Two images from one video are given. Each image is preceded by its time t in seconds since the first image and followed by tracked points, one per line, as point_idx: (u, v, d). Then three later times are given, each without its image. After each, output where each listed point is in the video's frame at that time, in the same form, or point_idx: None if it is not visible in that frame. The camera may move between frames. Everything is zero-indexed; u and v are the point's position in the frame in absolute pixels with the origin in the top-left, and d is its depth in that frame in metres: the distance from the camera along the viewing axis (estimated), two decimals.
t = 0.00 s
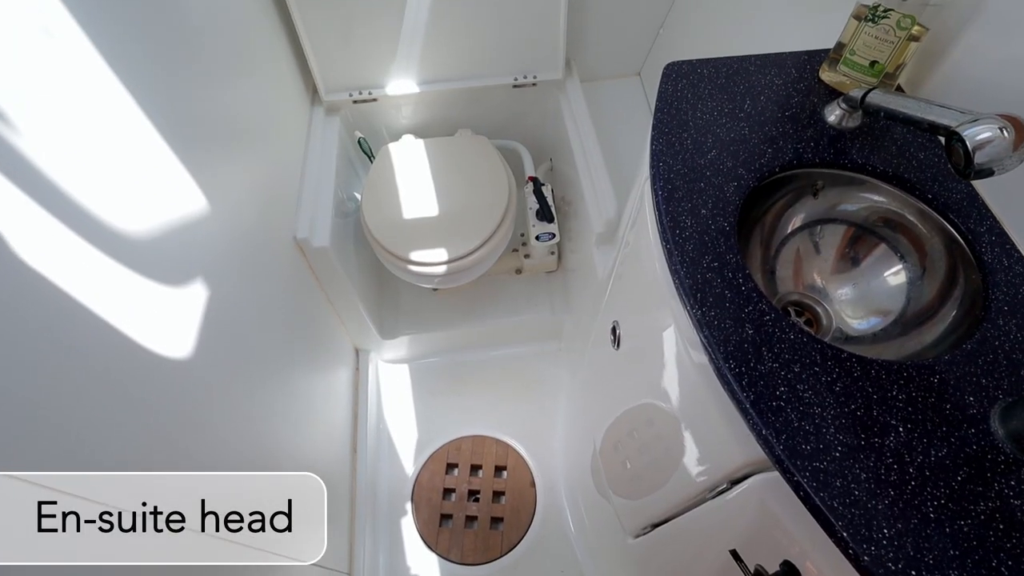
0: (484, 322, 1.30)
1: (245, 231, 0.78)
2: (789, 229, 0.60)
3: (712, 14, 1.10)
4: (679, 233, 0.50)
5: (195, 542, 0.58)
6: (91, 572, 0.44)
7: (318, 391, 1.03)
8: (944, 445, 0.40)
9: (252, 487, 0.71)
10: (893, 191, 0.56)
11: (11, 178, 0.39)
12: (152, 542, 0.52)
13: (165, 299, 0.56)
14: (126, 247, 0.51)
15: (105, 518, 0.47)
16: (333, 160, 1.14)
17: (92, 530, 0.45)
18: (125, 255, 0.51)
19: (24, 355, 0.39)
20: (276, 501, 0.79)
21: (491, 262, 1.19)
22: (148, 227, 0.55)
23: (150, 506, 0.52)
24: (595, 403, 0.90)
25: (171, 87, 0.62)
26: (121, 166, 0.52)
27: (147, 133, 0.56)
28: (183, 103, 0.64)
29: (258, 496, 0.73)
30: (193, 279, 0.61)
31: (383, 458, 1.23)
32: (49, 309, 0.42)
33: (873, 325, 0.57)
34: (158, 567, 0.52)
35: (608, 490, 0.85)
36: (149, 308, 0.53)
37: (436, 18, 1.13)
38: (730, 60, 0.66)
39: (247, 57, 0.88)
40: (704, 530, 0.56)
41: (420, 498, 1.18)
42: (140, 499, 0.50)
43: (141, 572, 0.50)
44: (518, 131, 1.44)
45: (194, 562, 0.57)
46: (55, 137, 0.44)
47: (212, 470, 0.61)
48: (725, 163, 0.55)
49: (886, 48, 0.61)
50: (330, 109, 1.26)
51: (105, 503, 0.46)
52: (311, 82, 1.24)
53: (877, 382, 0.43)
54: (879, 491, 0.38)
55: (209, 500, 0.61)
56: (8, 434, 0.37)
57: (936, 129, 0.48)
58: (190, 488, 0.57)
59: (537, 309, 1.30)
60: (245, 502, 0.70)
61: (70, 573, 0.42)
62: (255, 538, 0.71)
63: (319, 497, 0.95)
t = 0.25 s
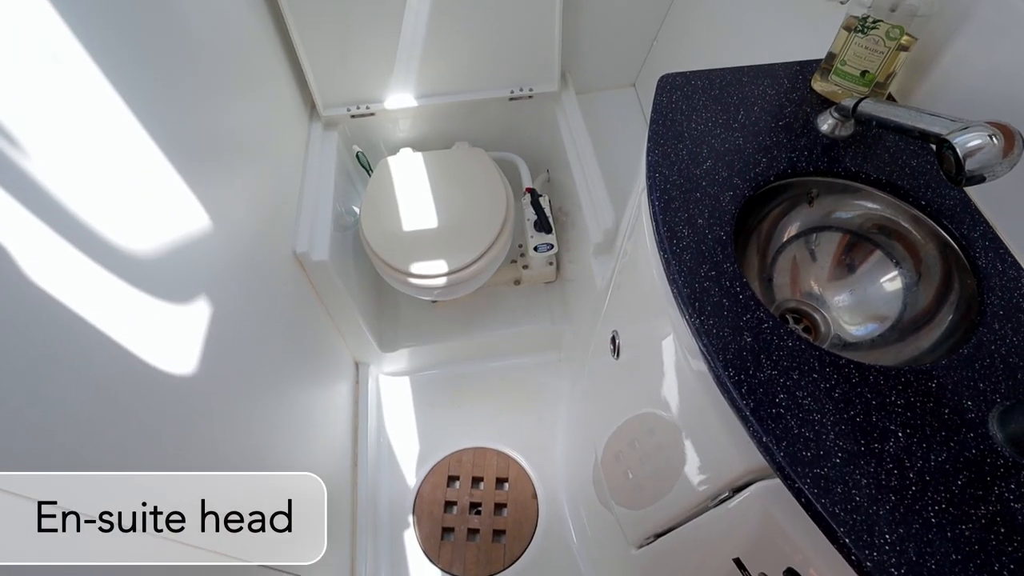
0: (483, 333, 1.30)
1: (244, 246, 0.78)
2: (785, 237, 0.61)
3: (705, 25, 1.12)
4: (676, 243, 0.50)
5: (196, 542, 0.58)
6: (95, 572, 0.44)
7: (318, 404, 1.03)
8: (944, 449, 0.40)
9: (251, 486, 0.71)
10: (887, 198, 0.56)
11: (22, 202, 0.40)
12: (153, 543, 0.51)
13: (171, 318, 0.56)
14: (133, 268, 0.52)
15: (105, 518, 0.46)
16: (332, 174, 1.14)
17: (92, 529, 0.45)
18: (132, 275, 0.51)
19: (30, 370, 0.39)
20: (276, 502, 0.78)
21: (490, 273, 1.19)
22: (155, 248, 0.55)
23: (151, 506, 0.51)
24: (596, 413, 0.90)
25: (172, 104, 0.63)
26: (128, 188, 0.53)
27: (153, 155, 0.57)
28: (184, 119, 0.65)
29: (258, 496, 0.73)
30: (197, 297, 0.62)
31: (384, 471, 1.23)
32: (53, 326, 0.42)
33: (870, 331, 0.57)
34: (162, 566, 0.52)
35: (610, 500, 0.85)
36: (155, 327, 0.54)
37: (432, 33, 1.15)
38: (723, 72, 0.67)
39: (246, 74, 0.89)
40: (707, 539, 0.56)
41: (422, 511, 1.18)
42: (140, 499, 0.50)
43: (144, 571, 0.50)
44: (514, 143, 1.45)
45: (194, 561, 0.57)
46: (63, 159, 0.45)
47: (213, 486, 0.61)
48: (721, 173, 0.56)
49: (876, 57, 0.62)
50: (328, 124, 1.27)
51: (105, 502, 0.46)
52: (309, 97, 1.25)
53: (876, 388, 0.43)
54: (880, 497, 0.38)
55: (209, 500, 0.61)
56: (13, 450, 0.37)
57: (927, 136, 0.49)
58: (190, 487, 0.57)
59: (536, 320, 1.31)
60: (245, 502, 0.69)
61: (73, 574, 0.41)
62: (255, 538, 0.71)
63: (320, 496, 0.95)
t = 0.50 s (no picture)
0: (481, 344, 1.30)
1: (243, 260, 0.78)
2: (779, 245, 0.61)
3: (696, 37, 1.14)
4: (671, 252, 0.51)
5: (194, 542, 0.57)
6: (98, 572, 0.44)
7: (317, 418, 1.02)
8: (941, 453, 0.41)
9: (250, 485, 0.70)
10: (878, 205, 0.57)
11: (29, 222, 0.41)
12: (152, 542, 0.51)
13: (175, 334, 0.57)
14: (138, 286, 0.52)
15: (105, 518, 0.46)
16: (329, 188, 1.15)
17: (92, 529, 0.44)
18: (137, 293, 0.52)
19: (33, 383, 0.39)
20: (275, 501, 0.78)
21: (488, 285, 1.20)
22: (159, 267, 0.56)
23: (150, 506, 0.51)
24: (595, 423, 0.90)
25: (171, 119, 0.64)
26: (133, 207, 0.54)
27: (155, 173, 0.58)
28: (183, 134, 0.66)
29: (258, 495, 0.72)
30: (198, 312, 0.62)
31: (384, 485, 1.22)
32: (56, 341, 0.42)
33: (865, 336, 0.57)
34: (164, 565, 0.52)
35: (610, 509, 0.85)
36: (159, 343, 0.54)
37: (428, 47, 1.16)
38: (715, 83, 0.68)
39: (243, 89, 0.89)
40: (708, 548, 0.56)
41: (422, 524, 1.17)
42: (140, 499, 0.49)
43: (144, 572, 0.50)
44: (510, 155, 1.46)
45: (193, 561, 0.56)
46: (68, 178, 0.46)
47: (211, 501, 0.61)
48: (714, 182, 0.56)
49: (865, 67, 0.63)
50: (325, 138, 1.27)
51: (106, 502, 0.46)
52: (305, 112, 1.26)
53: (872, 393, 0.43)
54: (879, 501, 0.38)
55: (208, 500, 0.60)
56: (16, 464, 0.37)
57: (916, 144, 0.50)
58: (190, 488, 0.56)
59: (534, 330, 1.31)
60: (245, 501, 0.69)
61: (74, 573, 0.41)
62: (255, 537, 0.70)
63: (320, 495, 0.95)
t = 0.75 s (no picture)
0: (478, 354, 1.30)
1: (239, 274, 0.78)
2: (773, 252, 0.62)
3: (686, 47, 1.15)
4: (666, 261, 0.51)
5: (196, 542, 0.58)
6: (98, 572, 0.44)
7: (315, 431, 1.02)
8: (936, 457, 0.41)
9: (250, 486, 0.71)
10: (869, 212, 0.58)
11: (30, 239, 0.41)
12: (152, 542, 0.51)
13: (176, 351, 0.57)
14: (139, 303, 0.53)
15: (105, 518, 0.46)
16: (325, 201, 1.15)
17: (93, 529, 0.44)
18: (137, 311, 0.52)
19: (33, 397, 0.39)
20: (274, 501, 0.78)
21: (484, 295, 1.20)
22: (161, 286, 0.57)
23: (150, 506, 0.51)
24: (593, 432, 0.90)
25: (168, 134, 0.64)
26: (135, 225, 0.54)
27: (154, 190, 0.58)
28: (181, 150, 0.66)
29: (257, 495, 0.73)
30: (198, 328, 0.63)
31: (382, 498, 1.21)
32: (56, 357, 0.42)
33: (859, 342, 0.58)
34: (160, 566, 0.52)
35: (610, 519, 0.84)
36: (159, 360, 0.54)
37: (422, 60, 1.17)
38: (706, 93, 0.69)
39: (238, 104, 0.90)
40: (708, 556, 0.56)
41: (421, 537, 1.16)
42: (135, 510, 0.49)
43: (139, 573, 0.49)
44: (504, 166, 1.47)
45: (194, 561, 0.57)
46: (70, 196, 0.46)
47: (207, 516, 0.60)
48: (707, 191, 0.57)
49: (852, 76, 0.63)
50: (320, 152, 1.28)
51: (105, 503, 0.45)
52: (300, 126, 1.27)
53: (867, 398, 0.44)
54: (877, 506, 0.39)
55: (208, 500, 0.61)
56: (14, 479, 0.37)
57: (905, 151, 0.51)
58: (189, 488, 0.57)
59: (531, 339, 1.31)
60: (244, 501, 0.70)
61: (70, 575, 0.41)
62: (255, 537, 0.71)
63: (319, 500, 0.95)
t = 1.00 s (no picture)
0: (473, 367, 1.30)
1: (233, 290, 0.78)
2: (764, 262, 0.62)
3: (675, 61, 1.17)
4: (658, 273, 0.52)
5: (194, 541, 0.60)
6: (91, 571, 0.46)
7: (310, 447, 1.01)
8: (929, 464, 0.41)
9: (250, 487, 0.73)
10: (859, 221, 0.58)
11: (28, 260, 0.41)
12: (151, 541, 0.53)
13: (173, 369, 0.57)
14: (137, 322, 0.53)
15: (106, 518, 0.48)
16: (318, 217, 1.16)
17: (91, 527, 0.45)
18: (135, 329, 0.52)
19: (27, 416, 0.39)
20: (275, 502, 0.80)
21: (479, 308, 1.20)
22: (159, 304, 0.57)
23: (151, 506, 0.53)
24: (589, 444, 0.90)
25: (163, 152, 0.64)
26: (133, 244, 0.55)
27: (150, 210, 0.59)
28: (175, 168, 0.67)
29: (257, 496, 0.75)
30: (195, 346, 0.63)
31: (378, 513, 1.20)
32: (51, 376, 0.42)
33: (851, 350, 0.58)
34: (156, 565, 0.54)
35: (607, 531, 0.84)
36: (156, 379, 0.54)
37: (415, 76, 1.19)
38: (696, 106, 0.70)
39: (232, 122, 0.90)
40: (705, 568, 0.56)
41: (418, 553, 1.15)
42: (116, 517, 0.49)
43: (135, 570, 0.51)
44: (498, 179, 1.48)
45: (193, 560, 0.59)
46: (70, 217, 0.46)
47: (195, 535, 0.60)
48: (698, 203, 0.58)
49: (839, 88, 0.64)
50: (313, 167, 1.28)
51: (98, 509, 0.46)
52: (294, 142, 1.27)
53: (860, 407, 0.44)
54: (872, 514, 0.39)
55: (208, 500, 0.63)
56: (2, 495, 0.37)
57: (891, 162, 0.51)
58: (190, 488, 0.59)
59: (526, 352, 1.31)
60: (244, 502, 0.71)
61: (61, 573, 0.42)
62: (255, 537, 0.73)
63: (317, 502, 0.97)
